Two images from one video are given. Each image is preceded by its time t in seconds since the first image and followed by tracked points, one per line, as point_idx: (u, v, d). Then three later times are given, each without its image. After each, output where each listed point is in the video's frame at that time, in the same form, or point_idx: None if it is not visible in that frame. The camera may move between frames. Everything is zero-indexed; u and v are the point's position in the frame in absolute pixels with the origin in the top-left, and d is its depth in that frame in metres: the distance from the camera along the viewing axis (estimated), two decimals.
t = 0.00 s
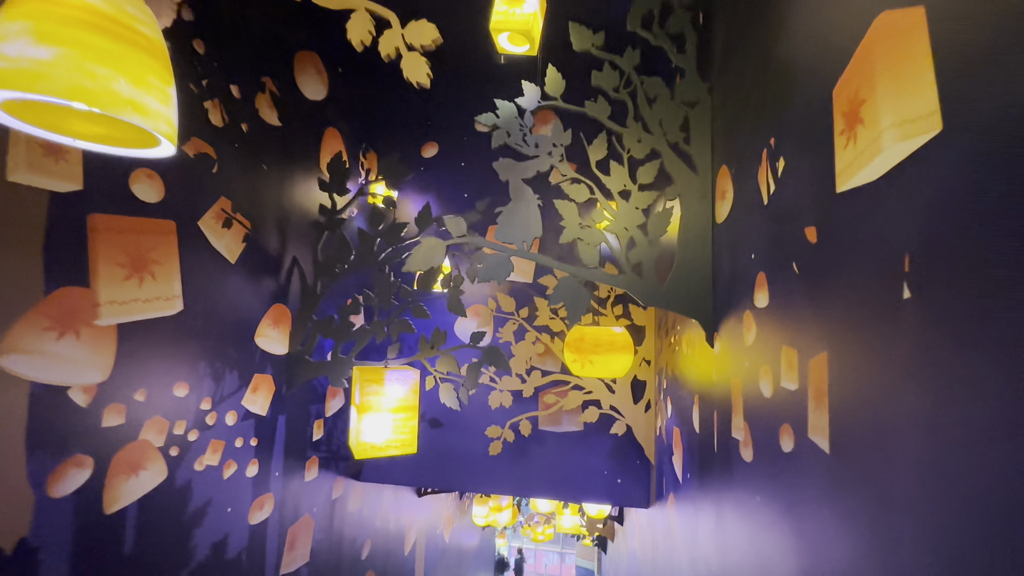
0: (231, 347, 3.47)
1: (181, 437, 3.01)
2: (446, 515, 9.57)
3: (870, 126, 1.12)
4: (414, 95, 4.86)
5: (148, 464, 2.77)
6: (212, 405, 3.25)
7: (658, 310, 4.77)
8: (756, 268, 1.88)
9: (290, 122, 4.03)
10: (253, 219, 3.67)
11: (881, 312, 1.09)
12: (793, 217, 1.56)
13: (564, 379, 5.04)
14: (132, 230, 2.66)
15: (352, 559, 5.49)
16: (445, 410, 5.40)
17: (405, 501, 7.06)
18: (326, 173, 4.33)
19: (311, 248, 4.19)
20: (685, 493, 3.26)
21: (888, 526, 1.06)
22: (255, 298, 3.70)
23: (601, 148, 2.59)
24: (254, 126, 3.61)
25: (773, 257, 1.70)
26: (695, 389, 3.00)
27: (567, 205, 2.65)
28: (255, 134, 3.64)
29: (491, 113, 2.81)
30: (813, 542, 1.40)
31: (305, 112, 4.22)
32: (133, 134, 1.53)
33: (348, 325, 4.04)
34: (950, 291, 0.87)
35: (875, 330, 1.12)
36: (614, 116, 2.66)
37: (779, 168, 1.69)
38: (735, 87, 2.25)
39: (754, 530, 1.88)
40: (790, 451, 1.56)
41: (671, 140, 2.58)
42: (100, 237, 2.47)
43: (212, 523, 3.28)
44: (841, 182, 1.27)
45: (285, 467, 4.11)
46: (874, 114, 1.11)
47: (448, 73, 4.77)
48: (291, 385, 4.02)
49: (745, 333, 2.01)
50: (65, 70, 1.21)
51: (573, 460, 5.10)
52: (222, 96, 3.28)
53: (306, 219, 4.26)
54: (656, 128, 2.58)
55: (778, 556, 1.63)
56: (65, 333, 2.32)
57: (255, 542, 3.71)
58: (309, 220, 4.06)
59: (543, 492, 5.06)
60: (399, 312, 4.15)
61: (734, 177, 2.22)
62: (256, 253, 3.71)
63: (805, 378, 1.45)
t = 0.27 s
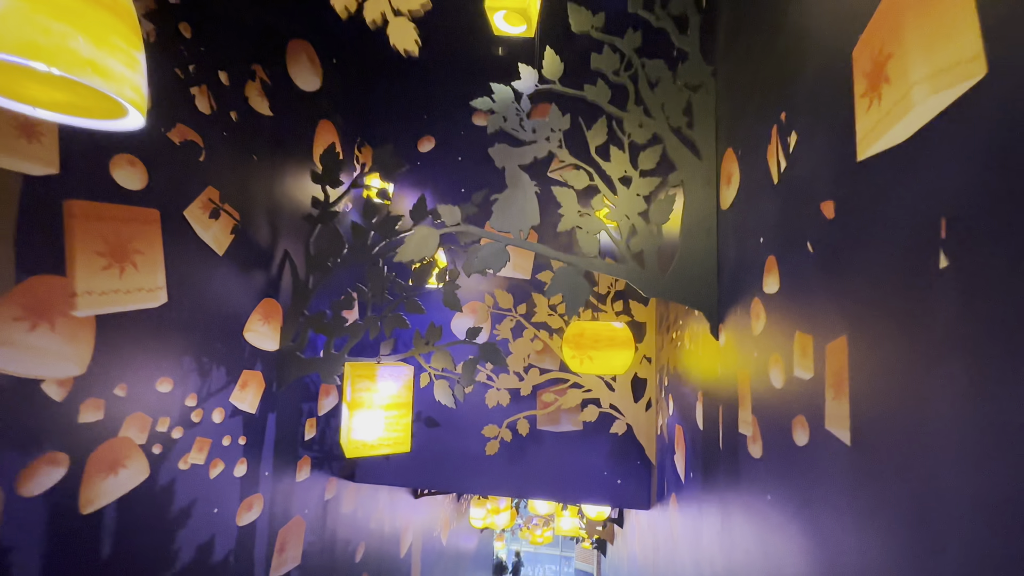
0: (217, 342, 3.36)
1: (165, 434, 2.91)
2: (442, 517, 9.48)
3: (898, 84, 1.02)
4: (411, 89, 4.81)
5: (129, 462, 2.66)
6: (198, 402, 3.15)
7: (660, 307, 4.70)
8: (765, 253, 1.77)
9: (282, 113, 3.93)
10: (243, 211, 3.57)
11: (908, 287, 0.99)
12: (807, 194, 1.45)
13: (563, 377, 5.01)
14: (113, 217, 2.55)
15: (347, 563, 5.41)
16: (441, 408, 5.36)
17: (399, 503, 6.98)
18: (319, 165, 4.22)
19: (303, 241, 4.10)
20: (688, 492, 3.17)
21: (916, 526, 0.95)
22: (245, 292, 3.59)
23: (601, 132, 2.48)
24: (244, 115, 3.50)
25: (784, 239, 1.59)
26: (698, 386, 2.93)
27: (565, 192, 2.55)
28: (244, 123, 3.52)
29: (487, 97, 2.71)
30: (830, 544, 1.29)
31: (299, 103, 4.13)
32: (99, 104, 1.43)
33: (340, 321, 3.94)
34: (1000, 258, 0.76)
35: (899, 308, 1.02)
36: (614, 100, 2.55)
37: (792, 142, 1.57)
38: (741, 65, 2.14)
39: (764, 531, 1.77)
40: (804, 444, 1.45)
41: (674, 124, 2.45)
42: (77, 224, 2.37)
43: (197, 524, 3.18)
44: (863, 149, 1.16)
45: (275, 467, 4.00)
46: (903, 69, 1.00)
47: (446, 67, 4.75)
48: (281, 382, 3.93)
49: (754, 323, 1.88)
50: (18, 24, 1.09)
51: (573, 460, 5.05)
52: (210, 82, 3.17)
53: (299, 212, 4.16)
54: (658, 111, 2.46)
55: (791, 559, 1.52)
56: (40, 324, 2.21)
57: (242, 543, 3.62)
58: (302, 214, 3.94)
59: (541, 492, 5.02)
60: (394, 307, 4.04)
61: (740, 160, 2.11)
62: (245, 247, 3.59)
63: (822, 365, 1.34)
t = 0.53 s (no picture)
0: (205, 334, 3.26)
1: (149, 429, 2.81)
2: (440, 517, 9.40)
3: (931, 28, 0.92)
4: (406, 78, 4.71)
5: (110, 457, 2.56)
6: (184, 396, 3.06)
7: (661, 301, 4.62)
8: (775, 233, 1.67)
9: (274, 100, 3.83)
10: (233, 200, 3.47)
11: (945, 252, 0.89)
12: (823, 164, 1.35)
13: (562, 373, 4.94)
14: (94, 202, 2.44)
15: (341, 562, 5.34)
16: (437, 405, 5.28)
17: (394, 502, 6.91)
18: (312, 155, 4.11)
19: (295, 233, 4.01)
20: (691, 490, 3.08)
21: (951, 518, 0.85)
22: (234, 284, 3.49)
23: (601, 113, 2.38)
24: (233, 101, 3.39)
25: (797, 215, 1.49)
26: (702, 379, 2.83)
27: (564, 175, 2.44)
28: (233, 109, 3.41)
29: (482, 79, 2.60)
30: (850, 540, 1.19)
31: (292, 91, 4.03)
32: (59, 71, 1.34)
33: (333, 314, 3.85)
34: None
35: (934, 277, 0.91)
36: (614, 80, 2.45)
37: (807, 110, 1.46)
38: (748, 39, 2.04)
39: (774, 528, 1.67)
40: (821, 433, 1.34)
41: (677, 104, 2.36)
42: (55, 207, 2.26)
43: (183, 521, 3.08)
44: (888, 107, 1.06)
45: (266, 464, 3.91)
46: (938, 10, 0.90)
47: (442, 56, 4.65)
48: (272, 377, 3.84)
49: (763, 307, 1.77)
50: None
51: (572, 457, 4.96)
52: (197, 66, 3.06)
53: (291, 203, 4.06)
54: (660, 91, 2.36)
55: (806, 558, 1.42)
56: (14, 311, 2.10)
57: (231, 542, 3.52)
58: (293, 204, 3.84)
59: (541, 490, 4.93)
60: (388, 300, 3.93)
61: (747, 138, 2.00)
62: (234, 237, 3.49)
63: (841, 347, 1.24)
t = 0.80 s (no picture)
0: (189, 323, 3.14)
1: (128, 420, 2.69)
2: (436, 515, 9.31)
3: None
4: (401, 63, 4.58)
5: (86, 449, 2.44)
6: (166, 386, 2.94)
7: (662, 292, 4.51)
8: (789, 203, 1.55)
9: (264, 83, 3.70)
10: (220, 184, 3.34)
11: (996, 198, 0.77)
12: (846, 121, 1.23)
13: (560, 366, 4.84)
14: (68, 179, 2.32)
15: (333, 560, 5.25)
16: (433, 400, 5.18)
17: (388, 499, 6.82)
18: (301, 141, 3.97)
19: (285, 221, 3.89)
20: (694, 484, 2.97)
21: (1012, 502, 0.73)
22: (221, 272, 3.37)
23: (601, 86, 2.26)
24: (219, 81, 3.27)
25: (814, 181, 1.38)
26: (707, 368, 2.72)
27: (562, 152, 2.32)
28: (219, 89, 3.29)
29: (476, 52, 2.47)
30: (877, 531, 1.07)
31: (283, 74, 3.90)
32: (2, 16, 1.22)
33: (324, 303, 3.73)
34: None
35: (982, 229, 0.80)
36: (615, 52, 2.33)
37: (826, 64, 1.33)
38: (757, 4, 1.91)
39: (788, 521, 1.56)
40: (841, 416, 1.23)
41: (681, 77, 2.24)
42: (26, 183, 2.13)
43: (166, 517, 2.97)
44: (925, 46, 0.94)
45: (254, 459, 3.79)
46: None
47: (438, 40, 4.53)
48: (262, 369, 3.72)
49: (775, 285, 1.65)
50: None
51: (571, 452, 4.86)
52: (180, 43, 2.94)
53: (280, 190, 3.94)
54: (664, 63, 2.24)
55: (824, 552, 1.30)
56: None
57: (217, 538, 3.42)
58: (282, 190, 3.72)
59: (539, 486, 4.82)
60: (381, 289, 3.82)
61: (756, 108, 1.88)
62: (221, 223, 3.37)
63: (866, 319, 1.12)
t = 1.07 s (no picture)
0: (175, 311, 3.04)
1: (111, 411, 2.59)
2: (434, 511, 9.24)
3: None
4: (397, 49, 4.47)
5: (66, 440, 2.35)
6: (151, 376, 2.85)
7: (664, 281, 4.41)
8: (803, 174, 1.45)
9: (254, 66, 3.59)
10: (208, 169, 3.24)
11: None
12: (869, 76, 1.12)
13: (559, 357, 4.77)
14: (44, 158, 2.22)
15: (328, 555, 5.19)
16: (430, 393, 5.09)
17: (384, 494, 6.76)
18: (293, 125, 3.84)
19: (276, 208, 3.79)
20: (697, 476, 2.88)
21: None
22: (210, 260, 3.27)
23: (602, 59, 2.16)
24: (206, 62, 3.16)
25: (832, 147, 1.28)
26: (711, 356, 2.63)
27: (562, 129, 2.22)
28: (207, 70, 3.18)
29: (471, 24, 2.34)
30: (904, 520, 0.98)
31: (274, 57, 3.78)
32: None
33: (316, 292, 3.61)
34: None
35: None
36: (617, 23, 2.22)
37: (847, 17, 1.23)
38: None
39: (801, 512, 1.47)
40: (860, 395, 1.14)
41: (686, 49, 2.14)
42: None
43: (151, 512, 2.88)
44: None
45: (246, 452, 3.70)
46: None
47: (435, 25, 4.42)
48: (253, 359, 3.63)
49: (787, 261, 1.55)
50: None
51: (570, 446, 4.78)
52: (164, 20, 2.83)
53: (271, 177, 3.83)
54: (668, 35, 2.14)
55: (842, 544, 1.21)
56: None
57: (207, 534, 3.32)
58: (273, 176, 3.62)
59: (537, 481, 4.74)
60: (375, 278, 3.71)
61: (767, 77, 1.77)
62: (209, 209, 3.26)
63: (894, 288, 1.02)
